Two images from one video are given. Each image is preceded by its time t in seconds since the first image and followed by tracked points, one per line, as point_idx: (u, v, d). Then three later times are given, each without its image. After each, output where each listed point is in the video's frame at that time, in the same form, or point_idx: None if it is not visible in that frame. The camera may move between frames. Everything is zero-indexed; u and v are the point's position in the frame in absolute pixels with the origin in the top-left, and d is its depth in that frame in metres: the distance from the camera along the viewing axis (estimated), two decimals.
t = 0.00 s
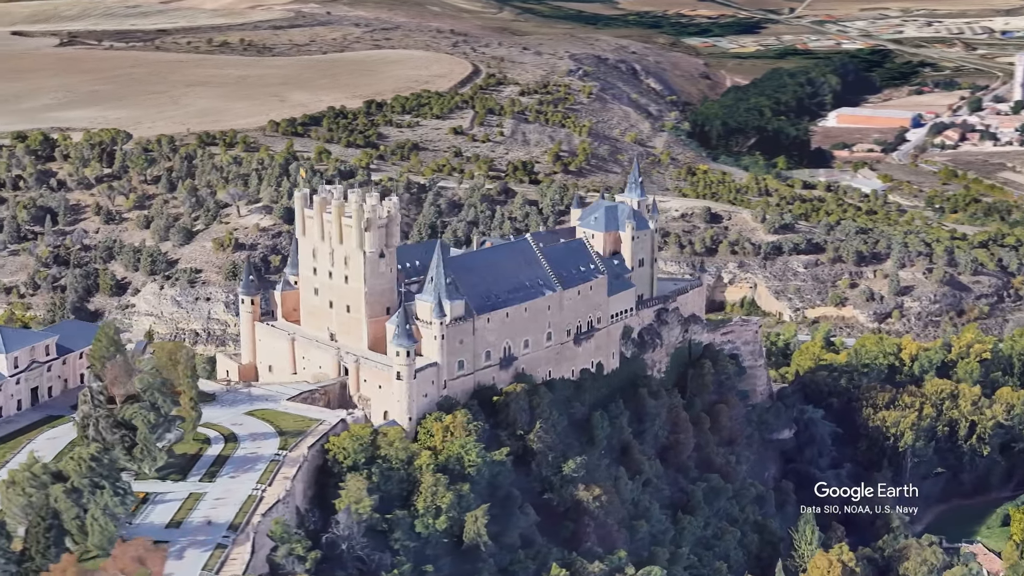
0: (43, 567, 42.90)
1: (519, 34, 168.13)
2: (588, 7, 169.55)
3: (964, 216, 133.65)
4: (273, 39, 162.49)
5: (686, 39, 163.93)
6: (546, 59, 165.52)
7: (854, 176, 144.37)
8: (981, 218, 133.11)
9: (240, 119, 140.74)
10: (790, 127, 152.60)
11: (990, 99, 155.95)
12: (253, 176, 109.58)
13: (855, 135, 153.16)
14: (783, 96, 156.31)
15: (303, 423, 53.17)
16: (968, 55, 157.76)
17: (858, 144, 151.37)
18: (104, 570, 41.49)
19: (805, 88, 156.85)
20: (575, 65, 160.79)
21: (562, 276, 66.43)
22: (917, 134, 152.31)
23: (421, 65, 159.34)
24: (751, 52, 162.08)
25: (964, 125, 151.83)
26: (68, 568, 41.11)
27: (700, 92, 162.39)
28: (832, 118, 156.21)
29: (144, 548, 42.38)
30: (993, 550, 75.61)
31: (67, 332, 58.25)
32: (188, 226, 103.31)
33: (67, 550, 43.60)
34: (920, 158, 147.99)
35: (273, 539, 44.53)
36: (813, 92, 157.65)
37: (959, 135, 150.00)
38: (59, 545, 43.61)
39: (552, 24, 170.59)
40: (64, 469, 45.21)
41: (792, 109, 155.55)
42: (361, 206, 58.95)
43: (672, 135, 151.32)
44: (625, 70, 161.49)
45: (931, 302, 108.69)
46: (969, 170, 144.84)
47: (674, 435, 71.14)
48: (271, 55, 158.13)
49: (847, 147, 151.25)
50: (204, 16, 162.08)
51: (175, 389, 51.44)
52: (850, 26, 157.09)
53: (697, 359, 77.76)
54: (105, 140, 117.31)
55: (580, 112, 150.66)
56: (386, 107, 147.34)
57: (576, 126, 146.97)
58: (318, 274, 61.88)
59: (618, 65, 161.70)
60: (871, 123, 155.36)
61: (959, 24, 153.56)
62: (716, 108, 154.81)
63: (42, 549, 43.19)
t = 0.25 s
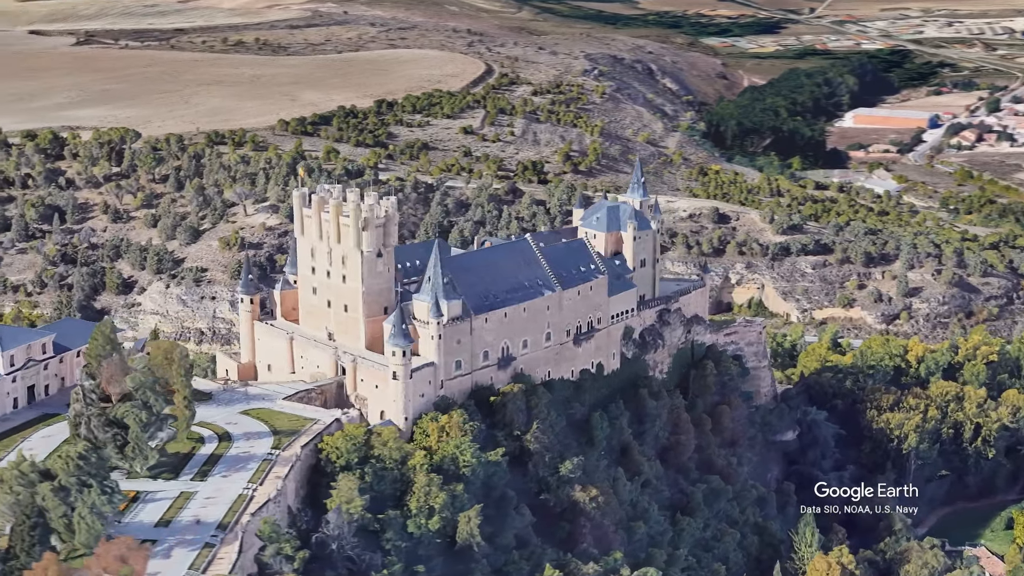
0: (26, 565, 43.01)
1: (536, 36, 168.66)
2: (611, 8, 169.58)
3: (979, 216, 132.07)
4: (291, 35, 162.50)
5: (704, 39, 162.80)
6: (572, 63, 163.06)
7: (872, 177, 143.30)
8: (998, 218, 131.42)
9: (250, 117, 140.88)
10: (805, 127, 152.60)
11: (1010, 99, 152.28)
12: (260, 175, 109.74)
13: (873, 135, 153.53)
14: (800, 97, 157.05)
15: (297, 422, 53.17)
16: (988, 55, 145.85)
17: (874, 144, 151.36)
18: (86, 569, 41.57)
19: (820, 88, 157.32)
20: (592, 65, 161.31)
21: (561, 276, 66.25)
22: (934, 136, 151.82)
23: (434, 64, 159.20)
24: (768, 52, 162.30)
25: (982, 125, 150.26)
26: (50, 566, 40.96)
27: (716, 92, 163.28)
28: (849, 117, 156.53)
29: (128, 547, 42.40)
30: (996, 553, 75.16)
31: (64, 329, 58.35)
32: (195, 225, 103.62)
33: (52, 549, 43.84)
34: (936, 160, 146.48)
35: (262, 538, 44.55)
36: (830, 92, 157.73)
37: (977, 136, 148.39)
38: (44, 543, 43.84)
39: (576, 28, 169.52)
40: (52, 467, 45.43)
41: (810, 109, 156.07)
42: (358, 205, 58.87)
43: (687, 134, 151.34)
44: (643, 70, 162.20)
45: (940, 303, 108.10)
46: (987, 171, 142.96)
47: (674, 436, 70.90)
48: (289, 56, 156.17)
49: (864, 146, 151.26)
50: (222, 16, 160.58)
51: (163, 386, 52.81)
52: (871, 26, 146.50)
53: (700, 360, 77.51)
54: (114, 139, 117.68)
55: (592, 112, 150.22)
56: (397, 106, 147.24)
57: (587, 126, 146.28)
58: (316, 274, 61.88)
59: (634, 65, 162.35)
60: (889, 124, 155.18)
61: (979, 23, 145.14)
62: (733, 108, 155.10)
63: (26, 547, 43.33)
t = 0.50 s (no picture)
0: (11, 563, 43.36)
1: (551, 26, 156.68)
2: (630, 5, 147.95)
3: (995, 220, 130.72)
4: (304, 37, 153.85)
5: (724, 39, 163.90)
6: (586, 63, 154.61)
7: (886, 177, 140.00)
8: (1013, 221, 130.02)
9: (260, 117, 140.05)
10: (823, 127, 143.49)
11: None
12: (267, 174, 109.62)
13: (890, 135, 141.39)
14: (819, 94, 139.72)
15: (292, 421, 53.23)
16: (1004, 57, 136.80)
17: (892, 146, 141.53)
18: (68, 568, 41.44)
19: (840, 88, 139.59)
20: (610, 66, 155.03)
21: (561, 277, 66.10)
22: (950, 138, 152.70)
23: (449, 65, 154.38)
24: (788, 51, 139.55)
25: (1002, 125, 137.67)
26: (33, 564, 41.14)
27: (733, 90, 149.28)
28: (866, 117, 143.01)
29: (111, 546, 41.42)
30: (999, 556, 74.84)
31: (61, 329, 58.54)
32: (202, 224, 103.86)
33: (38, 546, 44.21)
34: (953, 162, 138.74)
35: (251, 538, 44.74)
36: (847, 92, 140.34)
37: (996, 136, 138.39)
38: (29, 541, 44.18)
39: (593, 25, 153.19)
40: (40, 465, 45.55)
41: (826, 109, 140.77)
42: (355, 205, 58.84)
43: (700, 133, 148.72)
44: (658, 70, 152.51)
45: (948, 305, 107.56)
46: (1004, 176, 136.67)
47: (675, 437, 70.67)
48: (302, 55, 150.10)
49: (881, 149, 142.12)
50: (237, 15, 149.74)
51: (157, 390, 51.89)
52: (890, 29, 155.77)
53: (702, 361, 77.19)
54: (123, 138, 117.83)
55: (606, 112, 149.13)
56: (408, 105, 146.01)
57: (600, 126, 145.17)
58: (314, 273, 61.90)
59: (650, 64, 152.38)
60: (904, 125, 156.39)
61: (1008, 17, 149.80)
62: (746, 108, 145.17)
63: (12, 545, 43.71)
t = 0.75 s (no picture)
0: None
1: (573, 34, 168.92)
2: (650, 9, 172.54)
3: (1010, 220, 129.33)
4: (322, 35, 162.20)
5: (744, 39, 169.09)
6: (601, 64, 159.23)
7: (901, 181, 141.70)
8: None
9: (271, 115, 138.91)
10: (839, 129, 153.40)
11: None
12: (275, 173, 109.92)
13: (907, 136, 152.60)
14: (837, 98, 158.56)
15: (286, 420, 53.28)
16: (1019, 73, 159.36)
17: (907, 146, 150.65)
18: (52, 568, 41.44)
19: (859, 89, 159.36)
20: (625, 65, 158.52)
21: (560, 276, 65.98)
22: (968, 138, 151.31)
23: (461, 64, 156.76)
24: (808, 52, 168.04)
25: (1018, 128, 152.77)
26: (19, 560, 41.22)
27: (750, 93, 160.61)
28: (884, 119, 156.01)
29: (95, 545, 41.34)
30: (1002, 559, 74.51)
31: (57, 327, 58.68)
32: (209, 222, 104.19)
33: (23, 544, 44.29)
34: (969, 160, 146.27)
35: (240, 537, 44.77)
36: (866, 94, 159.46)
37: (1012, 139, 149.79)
38: (16, 539, 44.32)
39: (615, 33, 165.15)
40: (27, 463, 45.57)
41: (844, 111, 157.11)
42: (352, 205, 58.86)
43: (712, 134, 148.58)
44: (674, 70, 159.40)
45: (957, 307, 106.90)
46: None
47: (676, 438, 70.46)
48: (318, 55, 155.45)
49: (897, 147, 150.44)
50: (258, 15, 161.15)
51: (147, 388, 52.48)
52: (912, 26, 170.53)
53: (706, 362, 76.85)
54: (132, 137, 118.34)
55: (618, 112, 147.34)
56: (419, 106, 144.49)
57: (612, 127, 143.14)
58: (312, 272, 61.94)
59: (666, 66, 159.66)
60: (923, 125, 154.71)
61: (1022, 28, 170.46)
62: (764, 108, 154.93)
63: None
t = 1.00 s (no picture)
0: None
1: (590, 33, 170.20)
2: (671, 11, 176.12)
3: None
4: (338, 36, 162.72)
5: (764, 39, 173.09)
6: (617, 64, 158.99)
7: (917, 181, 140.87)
8: None
9: (281, 115, 138.85)
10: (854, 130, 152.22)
11: None
12: (283, 173, 110.12)
13: (924, 138, 152.42)
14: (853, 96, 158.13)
15: (280, 420, 53.43)
16: None
17: (924, 148, 150.15)
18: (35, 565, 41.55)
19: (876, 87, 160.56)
20: (641, 65, 158.32)
21: (560, 277, 65.84)
22: (987, 139, 151.54)
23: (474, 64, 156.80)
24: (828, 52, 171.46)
25: None
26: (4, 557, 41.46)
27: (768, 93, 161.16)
28: (900, 120, 156.00)
29: (78, 542, 41.61)
30: (1005, 563, 74.13)
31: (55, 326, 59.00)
32: (217, 222, 104.41)
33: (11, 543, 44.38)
34: (986, 162, 145.60)
35: (227, 536, 44.74)
36: (883, 94, 160.09)
37: None
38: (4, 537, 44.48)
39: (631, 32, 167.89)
40: (15, 461, 45.77)
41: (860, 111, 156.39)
42: (350, 204, 58.84)
43: (725, 135, 147.97)
44: (690, 70, 159.82)
45: (965, 309, 106.35)
46: None
47: (676, 439, 70.21)
48: (332, 55, 155.58)
49: (914, 150, 149.68)
50: (274, 14, 161.88)
51: (137, 387, 53.54)
52: (934, 26, 175.16)
53: (708, 363, 76.58)
54: (142, 136, 118.68)
55: (631, 112, 147.04)
56: (430, 105, 144.48)
57: (624, 127, 142.78)
58: (311, 272, 61.97)
59: (684, 66, 159.98)
60: (940, 126, 154.74)
61: None
62: (781, 109, 154.81)
63: None
